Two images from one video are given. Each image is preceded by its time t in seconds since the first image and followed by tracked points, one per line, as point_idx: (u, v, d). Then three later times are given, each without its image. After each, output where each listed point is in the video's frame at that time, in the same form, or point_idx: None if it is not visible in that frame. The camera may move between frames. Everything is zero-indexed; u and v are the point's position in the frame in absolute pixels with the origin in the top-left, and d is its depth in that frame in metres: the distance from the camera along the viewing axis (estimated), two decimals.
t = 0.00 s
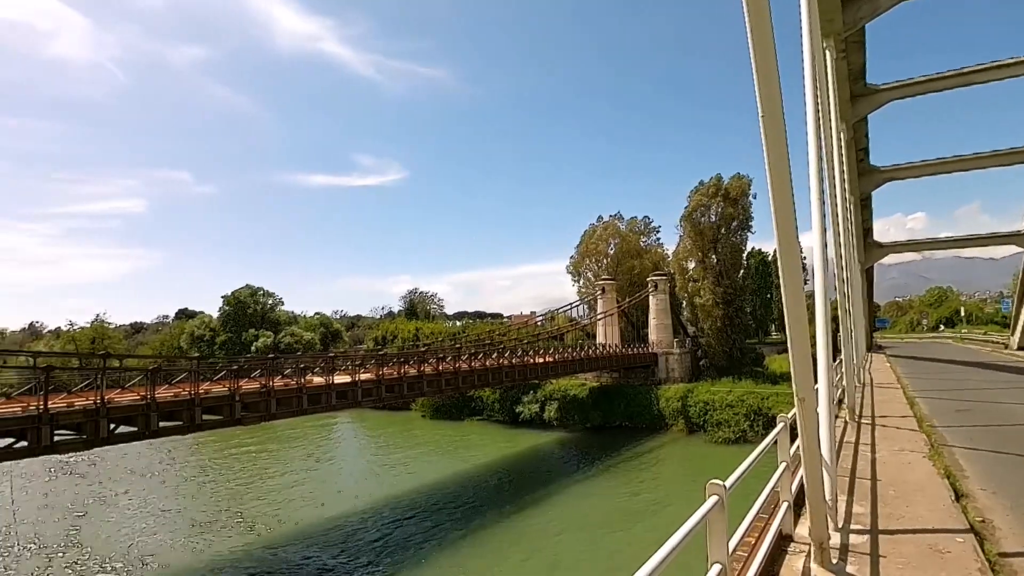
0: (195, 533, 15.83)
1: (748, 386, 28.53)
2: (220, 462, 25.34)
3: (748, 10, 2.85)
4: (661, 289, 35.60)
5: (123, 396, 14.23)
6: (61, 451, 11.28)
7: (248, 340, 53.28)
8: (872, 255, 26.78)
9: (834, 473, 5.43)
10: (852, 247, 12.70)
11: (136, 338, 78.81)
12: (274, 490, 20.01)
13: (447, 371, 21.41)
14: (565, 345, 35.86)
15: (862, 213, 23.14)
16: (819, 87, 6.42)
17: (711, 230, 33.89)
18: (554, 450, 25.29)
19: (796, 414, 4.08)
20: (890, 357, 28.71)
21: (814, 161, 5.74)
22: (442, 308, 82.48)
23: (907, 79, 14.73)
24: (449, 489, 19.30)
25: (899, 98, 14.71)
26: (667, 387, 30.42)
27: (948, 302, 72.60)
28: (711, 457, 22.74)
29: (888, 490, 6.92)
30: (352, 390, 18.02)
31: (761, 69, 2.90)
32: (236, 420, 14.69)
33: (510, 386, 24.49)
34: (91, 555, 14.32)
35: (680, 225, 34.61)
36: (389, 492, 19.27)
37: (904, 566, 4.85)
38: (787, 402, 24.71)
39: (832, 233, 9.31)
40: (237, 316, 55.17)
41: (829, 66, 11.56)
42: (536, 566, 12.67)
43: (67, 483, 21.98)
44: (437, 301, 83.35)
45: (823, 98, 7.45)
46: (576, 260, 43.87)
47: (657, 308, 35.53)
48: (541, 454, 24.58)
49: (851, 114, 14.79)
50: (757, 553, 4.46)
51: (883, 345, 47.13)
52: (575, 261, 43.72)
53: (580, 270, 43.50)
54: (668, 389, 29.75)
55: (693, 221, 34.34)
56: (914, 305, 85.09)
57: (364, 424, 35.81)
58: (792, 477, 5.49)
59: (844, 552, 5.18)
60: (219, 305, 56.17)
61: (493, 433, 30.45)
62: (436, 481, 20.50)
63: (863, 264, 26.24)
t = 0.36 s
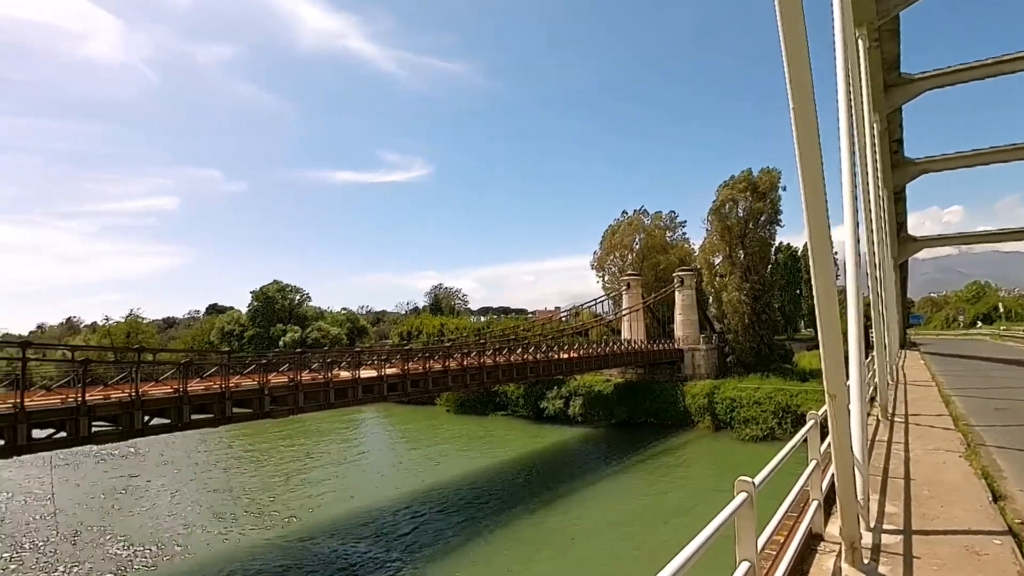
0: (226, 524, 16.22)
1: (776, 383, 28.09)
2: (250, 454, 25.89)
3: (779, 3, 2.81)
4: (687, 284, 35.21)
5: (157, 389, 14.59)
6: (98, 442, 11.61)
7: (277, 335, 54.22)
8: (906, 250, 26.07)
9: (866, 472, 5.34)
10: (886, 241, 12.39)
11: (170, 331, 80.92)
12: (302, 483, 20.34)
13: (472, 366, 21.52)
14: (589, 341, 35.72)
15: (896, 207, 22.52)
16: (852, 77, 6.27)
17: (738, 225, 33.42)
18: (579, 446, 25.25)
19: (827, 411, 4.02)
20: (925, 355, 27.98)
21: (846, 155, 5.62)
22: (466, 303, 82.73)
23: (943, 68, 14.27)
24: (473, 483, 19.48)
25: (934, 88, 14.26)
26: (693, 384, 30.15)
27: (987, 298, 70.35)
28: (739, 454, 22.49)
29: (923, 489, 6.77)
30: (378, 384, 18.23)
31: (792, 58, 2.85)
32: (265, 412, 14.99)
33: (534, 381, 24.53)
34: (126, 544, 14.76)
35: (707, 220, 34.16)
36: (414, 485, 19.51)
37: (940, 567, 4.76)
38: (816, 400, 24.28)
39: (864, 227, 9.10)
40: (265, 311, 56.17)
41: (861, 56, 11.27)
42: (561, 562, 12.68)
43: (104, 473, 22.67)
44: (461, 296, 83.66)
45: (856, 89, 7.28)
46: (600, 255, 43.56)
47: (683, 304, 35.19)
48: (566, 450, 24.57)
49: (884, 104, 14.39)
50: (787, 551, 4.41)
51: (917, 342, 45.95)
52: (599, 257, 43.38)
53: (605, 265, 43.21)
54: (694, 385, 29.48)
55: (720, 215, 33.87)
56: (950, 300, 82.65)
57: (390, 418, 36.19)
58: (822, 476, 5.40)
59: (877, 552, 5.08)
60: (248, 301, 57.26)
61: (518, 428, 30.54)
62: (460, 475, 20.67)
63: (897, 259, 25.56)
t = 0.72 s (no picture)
0: (271, 514, 16.73)
1: (820, 380, 27.37)
2: (292, 447, 26.61)
3: None
4: (727, 278, 34.54)
5: (204, 382, 15.12)
6: (149, 433, 12.12)
7: (317, 331, 55.46)
8: (960, 241, 24.97)
9: (917, 472, 5.17)
10: (937, 232, 11.89)
11: (214, 328, 83.66)
12: (343, 475, 20.78)
13: (508, 361, 21.61)
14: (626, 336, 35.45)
15: (948, 196, 21.60)
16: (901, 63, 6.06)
17: (780, 217, 32.61)
18: (616, 442, 25.12)
19: (876, 408, 3.90)
20: (979, 351, 26.80)
21: (895, 142, 5.43)
22: (502, 299, 83.05)
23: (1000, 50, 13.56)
24: (511, 478, 19.58)
25: (990, 71, 13.56)
26: (733, 380, 29.63)
27: None
28: (783, 452, 22.02)
29: (978, 490, 6.52)
30: (416, 379, 18.48)
31: (839, 46, 2.77)
32: (307, 406, 15.39)
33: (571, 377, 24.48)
34: (177, 531, 15.35)
35: (747, 212, 33.41)
36: (452, 478, 19.77)
37: (996, 571, 4.59)
38: (863, 397, 23.57)
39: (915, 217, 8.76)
40: (306, 308, 57.53)
41: (911, 40, 10.83)
42: (598, 558, 12.66)
43: (156, 464, 23.58)
44: (497, 292, 83.99)
45: (906, 75, 7.00)
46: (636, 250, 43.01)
47: (722, 299, 34.56)
48: (603, 445, 24.48)
49: (935, 90, 13.77)
50: (834, 551, 4.30)
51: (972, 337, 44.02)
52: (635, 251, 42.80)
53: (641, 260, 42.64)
54: (734, 381, 28.99)
55: (761, 207, 33.12)
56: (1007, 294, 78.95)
57: (428, 413, 36.70)
58: (870, 475, 5.24)
59: (928, 554, 4.93)
60: (290, 297, 58.72)
61: (555, 423, 30.56)
62: (497, 470, 20.81)
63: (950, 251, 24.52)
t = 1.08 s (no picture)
0: (307, 506, 17.10)
1: (859, 377, 26.66)
2: (327, 441, 27.14)
3: None
4: (762, 273, 33.88)
5: (243, 377, 15.51)
6: (191, 426, 12.51)
7: (350, 326, 56.33)
8: (1009, 234, 23.96)
9: (963, 472, 5.00)
10: (985, 224, 11.43)
11: (251, 324, 85.74)
12: (375, 469, 21.13)
13: (539, 357, 21.61)
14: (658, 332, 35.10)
15: (997, 186, 20.74)
16: (948, 50, 5.83)
17: (817, 210, 31.82)
18: (648, 438, 24.92)
19: (920, 406, 3.79)
20: None
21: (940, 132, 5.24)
22: (532, 294, 83.00)
23: None
24: (542, 473, 19.61)
25: None
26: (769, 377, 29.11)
27: None
28: (820, 450, 21.56)
29: None
30: (448, 375, 18.63)
31: (884, 36, 2.69)
32: (341, 401, 15.66)
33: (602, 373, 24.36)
34: (217, 522, 15.79)
35: (782, 205, 32.67)
36: (483, 474, 19.89)
37: None
38: (905, 395, 22.88)
39: (961, 209, 8.44)
40: (339, 304, 58.35)
41: (956, 25, 10.41)
42: (629, 556, 12.60)
43: (197, 456, 24.35)
44: (527, 287, 83.96)
45: (952, 61, 6.74)
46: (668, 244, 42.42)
47: (757, 294, 33.93)
48: (635, 442, 24.32)
49: (983, 76, 13.20)
50: (875, 552, 4.20)
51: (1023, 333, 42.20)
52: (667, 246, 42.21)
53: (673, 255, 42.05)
54: (770, 378, 28.51)
55: (797, 200, 32.35)
56: None
57: (459, 408, 36.99)
58: (914, 475, 5.09)
59: (975, 557, 4.77)
60: (323, 294, 59.65)
61: (586, 419, 30.47)
62: (528, 465, 20.85)
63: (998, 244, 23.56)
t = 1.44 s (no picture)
0: (344, 498, 17.43)
1: (905, 372, 25.79)
2: (363, 435, 27.61)
3: None
4: (801, 265, 33.04)
5: (282, 372, 15.83)
6: (232, 419, 12.85)
7: (385, 321, 57.02)
8: None
9: (1018, 470, 4.78)
10: None
11: (288, 320, 87.68)
12: (410, 462, 21.40)
13: (573, 351, 21.52)
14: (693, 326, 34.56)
15: None
16: (999, 31, 5.55)
17: (859, 200, 30.86)
18: (683, 434, 24.58)
19: (971, 402, 3.62)
20: None
21: (992, 116, 4.99)
22: (565, 288, 82.58)
23: None
24: (575, 468, 19.58)
25: None
26: (809, 371, 28.40)
27: None
28: (863, 447, 20.93)
29: None
30: (481, 369, 18.70)
31: (931, 17, 2.57)
32: (377, 395, 15.88)
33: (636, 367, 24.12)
34: (257, 513, 16.24)
35: (822, 195, 31.73)
36: (517, 468, 19.97)
37: None
38: (954, 391, 22.03)
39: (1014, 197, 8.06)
40: (373, 299, 58.88)
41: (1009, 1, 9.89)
42: (665, 553, 12.46)
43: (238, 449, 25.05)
44: (560, 281, 83.59)
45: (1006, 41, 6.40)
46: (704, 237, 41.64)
47: (796, 287, 33.11)
48: (670, 437, 24.04)
49: None
50: (924, 551, 4.04)
51: None
52: (703, 239, 41.45)
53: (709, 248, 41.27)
54: (810, 372, 27.85)
55: (838, 189, 31.39)
56: None
57: (493, 402, 37.13)
58: (964, 473, 4.89)
59: None
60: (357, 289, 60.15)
61: (620, 414, 30.22)
62: (562, 460, 20.83)
63: None
